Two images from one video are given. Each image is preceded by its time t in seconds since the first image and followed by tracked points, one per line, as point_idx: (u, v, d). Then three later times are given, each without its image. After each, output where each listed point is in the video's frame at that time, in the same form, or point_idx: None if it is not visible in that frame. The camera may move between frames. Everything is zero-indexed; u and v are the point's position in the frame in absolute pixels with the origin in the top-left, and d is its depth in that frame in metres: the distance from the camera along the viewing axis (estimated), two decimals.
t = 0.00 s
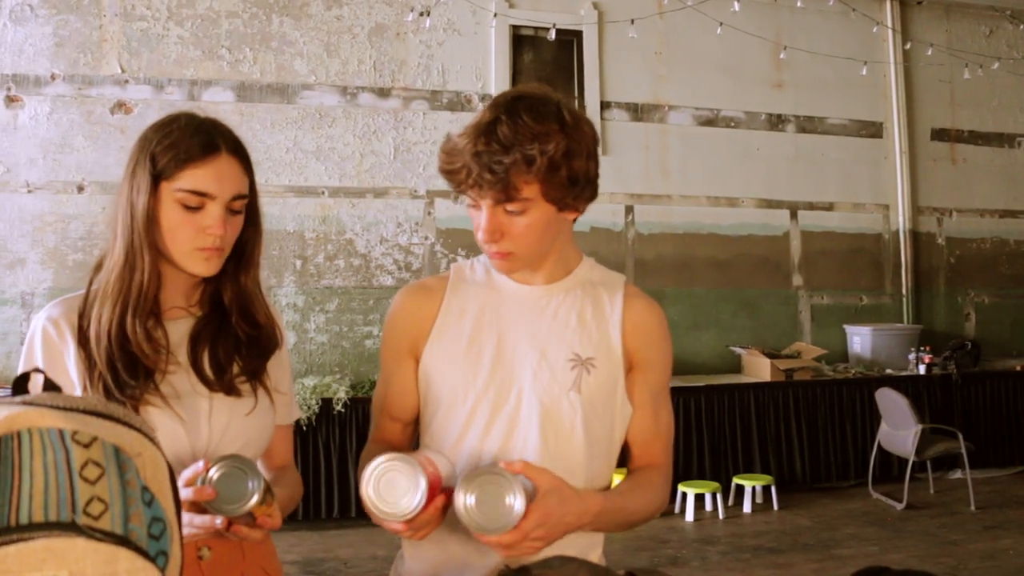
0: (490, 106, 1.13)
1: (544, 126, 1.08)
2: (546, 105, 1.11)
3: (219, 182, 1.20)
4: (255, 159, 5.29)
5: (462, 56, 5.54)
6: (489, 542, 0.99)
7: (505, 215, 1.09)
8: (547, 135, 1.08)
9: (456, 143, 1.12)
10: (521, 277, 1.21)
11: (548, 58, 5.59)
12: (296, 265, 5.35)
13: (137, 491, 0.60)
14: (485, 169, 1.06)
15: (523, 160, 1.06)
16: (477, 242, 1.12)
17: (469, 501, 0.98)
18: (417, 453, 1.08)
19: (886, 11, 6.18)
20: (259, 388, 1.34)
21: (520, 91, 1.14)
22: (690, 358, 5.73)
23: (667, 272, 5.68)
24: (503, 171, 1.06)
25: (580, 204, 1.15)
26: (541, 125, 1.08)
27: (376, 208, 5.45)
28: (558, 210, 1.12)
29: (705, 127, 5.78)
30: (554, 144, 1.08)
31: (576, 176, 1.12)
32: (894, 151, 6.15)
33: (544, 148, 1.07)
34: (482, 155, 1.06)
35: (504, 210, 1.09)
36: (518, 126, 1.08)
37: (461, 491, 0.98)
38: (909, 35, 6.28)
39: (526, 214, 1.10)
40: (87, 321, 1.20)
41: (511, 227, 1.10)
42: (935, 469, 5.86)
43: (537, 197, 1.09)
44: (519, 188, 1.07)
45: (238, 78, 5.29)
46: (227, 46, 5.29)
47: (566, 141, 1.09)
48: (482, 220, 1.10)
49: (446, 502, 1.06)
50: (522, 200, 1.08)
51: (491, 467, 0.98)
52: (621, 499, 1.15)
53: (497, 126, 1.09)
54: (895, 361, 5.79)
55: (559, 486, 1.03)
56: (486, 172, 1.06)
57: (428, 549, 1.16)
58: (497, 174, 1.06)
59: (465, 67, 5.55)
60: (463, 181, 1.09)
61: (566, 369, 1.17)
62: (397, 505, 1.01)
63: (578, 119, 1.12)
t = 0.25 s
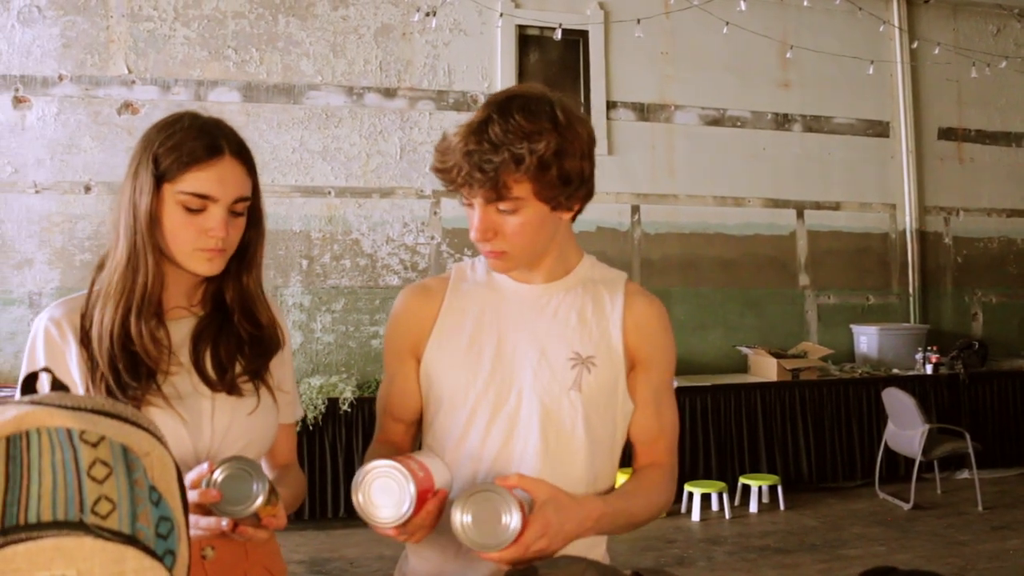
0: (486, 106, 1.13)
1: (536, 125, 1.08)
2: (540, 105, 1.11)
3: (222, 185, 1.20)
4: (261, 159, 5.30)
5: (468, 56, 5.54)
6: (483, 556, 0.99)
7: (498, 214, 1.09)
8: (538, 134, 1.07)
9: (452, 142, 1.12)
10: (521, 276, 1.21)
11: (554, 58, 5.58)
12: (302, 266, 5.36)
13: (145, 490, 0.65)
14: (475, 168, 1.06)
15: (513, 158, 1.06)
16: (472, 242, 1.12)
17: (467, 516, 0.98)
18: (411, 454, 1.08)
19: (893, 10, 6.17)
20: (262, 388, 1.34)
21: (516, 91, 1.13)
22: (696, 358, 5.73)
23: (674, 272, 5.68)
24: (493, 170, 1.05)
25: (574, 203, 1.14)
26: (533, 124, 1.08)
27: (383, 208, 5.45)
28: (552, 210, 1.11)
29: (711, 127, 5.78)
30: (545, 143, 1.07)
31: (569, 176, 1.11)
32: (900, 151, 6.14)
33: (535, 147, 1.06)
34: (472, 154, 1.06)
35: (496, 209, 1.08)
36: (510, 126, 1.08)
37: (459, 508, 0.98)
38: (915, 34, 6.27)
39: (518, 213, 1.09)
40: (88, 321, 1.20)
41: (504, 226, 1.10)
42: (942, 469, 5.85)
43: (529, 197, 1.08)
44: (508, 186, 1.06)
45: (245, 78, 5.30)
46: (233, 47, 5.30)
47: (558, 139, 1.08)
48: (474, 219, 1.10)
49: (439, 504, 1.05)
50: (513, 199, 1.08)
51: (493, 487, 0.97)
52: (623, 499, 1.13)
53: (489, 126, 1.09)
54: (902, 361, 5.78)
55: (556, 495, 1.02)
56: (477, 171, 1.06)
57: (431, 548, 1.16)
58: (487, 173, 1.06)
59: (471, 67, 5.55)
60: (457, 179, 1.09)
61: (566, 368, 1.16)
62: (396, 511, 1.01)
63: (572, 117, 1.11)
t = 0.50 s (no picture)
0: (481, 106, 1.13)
1: (531, 126, 1.08)
2: (535, 104, 1.11)
3: (221, 187, 1.20)
4: (264, 159, 5.30)
5: (471, 56, 5.55)
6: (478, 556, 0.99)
7: (494, 214, 1.09)
8: (534, 134, 1.07)
9: (448, 143, 1.12)
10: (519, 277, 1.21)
11: (557, 58, 5.59)
12: (304, 266, 5.36)
13: (147, 490, 0.65)
14: (471, 168, 1.06)
15: (508, 158, 1.06)
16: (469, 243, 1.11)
17: (461, 516, 0.97)
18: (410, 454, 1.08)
19: (895, 10, 6.17)
20: (260, 388, 1.34)
21: (511, 91, 1.13)
22: (698, 358, 5.73)
23: (676, 272, 5.68)
24: (488, 170, 1.05)
25: (570, 203, 1.14)
26: (528, 124, 1.08)
27: (385, 208, 5.45)
28: (548, 209, 1.11)
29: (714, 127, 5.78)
30: (539, 142, 1.07)
31: (565, 175, 1.10)
32: (903, 151, 6.14)
33: (530, 147, 1.06)
34: (468, 155, 1.06)
35: (492, 210, 1.08)
36: (506, 126, 1.07)
37: (453, 507, 0.98)
38: (918, 34, 6.27)
39: (515, 213, 1.09)
40: (87, 321, 1.20)
41: (500, 227, 1.09)
42: (944, 469, 5.84)
43: (525, 196, 1.08)
44: (505, 186, 1.06)
45: (247, 78, 5.31)
46: (236, 47, 5.31)
47: (553, 139, 1.08)
48: (471, 220, 1.10)
49: (435, 505, 1.05)
50: (508, 199, 1.07)
51: (484, 484, 0.97)
52: (621, 498, 1.13)
53: (485, 126, 1.09)
54: (904, 361, 5.77)
55: (554, 495, 1.02)
56: (473, 171, 1.06)
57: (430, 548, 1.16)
58: (483, 174, 1.05)
59: (473, 67, 5.56)
60: (453, 180, 1.09)
61: (565, 368, 1.16)
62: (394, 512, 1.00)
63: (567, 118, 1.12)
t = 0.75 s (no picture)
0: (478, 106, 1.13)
1: (530, 125, 1.08)
2: (532, 104, 1.11)
3: (218, 188, 1.19)
4: (264, 159, 5.30)
5: (471, 56, 5.55)
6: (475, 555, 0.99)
7: (493, 214, 1.09)
8: (532, 134, 1.07)
9: (446, 142, 1.12)
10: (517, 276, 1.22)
11: (557, 58, 5.59)
12: (304, 265, 5.36)
13: (146, 490, 0.65)
14: (470, 167, 1.06)
15: (507, 157, 1.06)
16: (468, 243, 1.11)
17: (457, 515, 0.97)
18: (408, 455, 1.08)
19: (895, 10, 6.18)
20: (257, 388, 1.34)
21: (509, 91, 1.13)
22: (697, 358, 5.73)
23: (676, 272, 5.68)
24: (486, 169, 1.05)
25: (568, 202, 1.14)
26: (526, 123, 1.08)
27: (385, 208, 5.45)
28: (546, 209, 1.11)
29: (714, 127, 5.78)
30: (538, 141, 1.07)
31: (563, 174, 1.10)
32: (903, 150, 6.14)
33: (528, 146, 1.06)
34: (467, 154, 1.06)
35: (492, 210, 1.08)
36: (504, 125, 1.07)
37: (450, 506, 0.97)
38: (918, 33, 6.26)
39: (513, 213, 1.08)
40: (84, 321, 1.20)
41: (498, 226, 1.09)
42: (944, 469, 5.84)
43: (523, 195, 1.08)
44: (504, 186, 1.06)
45: (247, 78, 5.30)
46: (236, 47, 5.30)
47: (551, 138, 1.08)
48: (469, 219, 1.09)
49: (434, 506, 1.05)
50: (507, 198, 1.07)
51: (483, 483, 0.96)
52: (618, 497, 1.13)
53: (483, 126, 1.08)
54: (904, 361, 5.77)
55: (551, 494, 1.02)
56: (472, 171, 1.05)
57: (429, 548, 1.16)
58: (482, 174, 1.05)
59: (473, 66, 5.56)
60: (452, 179, 1.09)
61: (563, 368, 1.16)
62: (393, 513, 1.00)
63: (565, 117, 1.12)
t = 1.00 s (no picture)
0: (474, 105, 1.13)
1: (526, 119, 1.08)
2: (527, 100, 1.11)
3: (212, 188, 1.19)
4: (263, 159, 5.30)
5: (471, 56, 5.55)
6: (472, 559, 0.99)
7: (492, 210, 1.09)
8: (528, 128, 1.08)
9: (443, 141, 1.12)
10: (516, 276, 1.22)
11: (556, 57, 5.60)
12: (304, 265, 5.36)
13: (146, 490, 0.65)
14: (469, 162, 1.06)
15: (505, 151, 1.06)
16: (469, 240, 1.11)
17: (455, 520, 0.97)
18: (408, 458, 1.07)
19: (896, 10, 6.18)
20: (256, 389, 1.34)
21: (503, 90, 1.14)
22: (697, 358, 5.73)
23: (676, 272, 5.68)
24: (484, 163, 1.05)
25: (567, 195, 1.15)
26: (522, 118, 1.08)
27: (385, 208, 5.45)
28: (545, 203, 1.11)
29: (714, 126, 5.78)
30: (535, 134, 1.07)
31: (561, 168, 1.11)
32: (902, 150, 6.14)
33: (525, 139, 1.07)
34: (465, 149, 1.06)
35: (491, 205, 1.08)
36: (500, 121, 1.08)
37: (447, 512, 0.98)
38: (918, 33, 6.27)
39: (512, 207, 1.08)
40: (83, 322, 1.20)
41: (498, 222, 1.09)
42: (943, 470, 5.84)
43: (522, 189, 1.08)
44: (503, 179, 1.06)
45: (247, 78, 5.30)
46: (235, 47, 5.30)
47: (547, 131, 1.09)
48: (469, 216, 1.09)
49: (434, 511, 1.06)
50: (506, 192, 1.07)
51: (481, 490, 0.96)
52: (616, 498, 1.12)
53: (479, 122, 1.09)
54: (904, 361, 5.77)
55: (547, 495, 1.02)
56: (470, 166, 1.05)
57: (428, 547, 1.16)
58: (481, 167, 1.05)
59: (473, 67, 5.56)
60: (450, 177, 1.09)
61: (561, 367, 1.16)
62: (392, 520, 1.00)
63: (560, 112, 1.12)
